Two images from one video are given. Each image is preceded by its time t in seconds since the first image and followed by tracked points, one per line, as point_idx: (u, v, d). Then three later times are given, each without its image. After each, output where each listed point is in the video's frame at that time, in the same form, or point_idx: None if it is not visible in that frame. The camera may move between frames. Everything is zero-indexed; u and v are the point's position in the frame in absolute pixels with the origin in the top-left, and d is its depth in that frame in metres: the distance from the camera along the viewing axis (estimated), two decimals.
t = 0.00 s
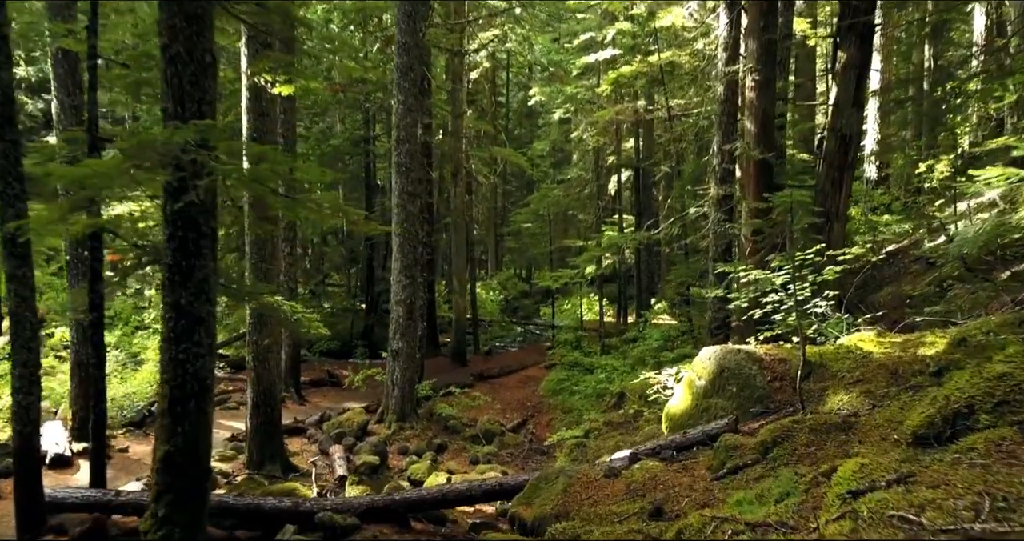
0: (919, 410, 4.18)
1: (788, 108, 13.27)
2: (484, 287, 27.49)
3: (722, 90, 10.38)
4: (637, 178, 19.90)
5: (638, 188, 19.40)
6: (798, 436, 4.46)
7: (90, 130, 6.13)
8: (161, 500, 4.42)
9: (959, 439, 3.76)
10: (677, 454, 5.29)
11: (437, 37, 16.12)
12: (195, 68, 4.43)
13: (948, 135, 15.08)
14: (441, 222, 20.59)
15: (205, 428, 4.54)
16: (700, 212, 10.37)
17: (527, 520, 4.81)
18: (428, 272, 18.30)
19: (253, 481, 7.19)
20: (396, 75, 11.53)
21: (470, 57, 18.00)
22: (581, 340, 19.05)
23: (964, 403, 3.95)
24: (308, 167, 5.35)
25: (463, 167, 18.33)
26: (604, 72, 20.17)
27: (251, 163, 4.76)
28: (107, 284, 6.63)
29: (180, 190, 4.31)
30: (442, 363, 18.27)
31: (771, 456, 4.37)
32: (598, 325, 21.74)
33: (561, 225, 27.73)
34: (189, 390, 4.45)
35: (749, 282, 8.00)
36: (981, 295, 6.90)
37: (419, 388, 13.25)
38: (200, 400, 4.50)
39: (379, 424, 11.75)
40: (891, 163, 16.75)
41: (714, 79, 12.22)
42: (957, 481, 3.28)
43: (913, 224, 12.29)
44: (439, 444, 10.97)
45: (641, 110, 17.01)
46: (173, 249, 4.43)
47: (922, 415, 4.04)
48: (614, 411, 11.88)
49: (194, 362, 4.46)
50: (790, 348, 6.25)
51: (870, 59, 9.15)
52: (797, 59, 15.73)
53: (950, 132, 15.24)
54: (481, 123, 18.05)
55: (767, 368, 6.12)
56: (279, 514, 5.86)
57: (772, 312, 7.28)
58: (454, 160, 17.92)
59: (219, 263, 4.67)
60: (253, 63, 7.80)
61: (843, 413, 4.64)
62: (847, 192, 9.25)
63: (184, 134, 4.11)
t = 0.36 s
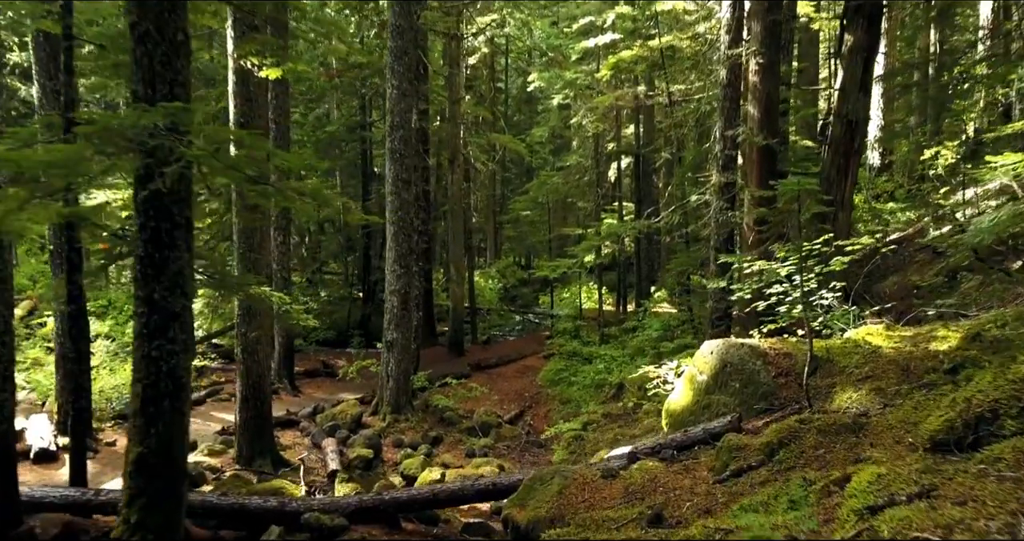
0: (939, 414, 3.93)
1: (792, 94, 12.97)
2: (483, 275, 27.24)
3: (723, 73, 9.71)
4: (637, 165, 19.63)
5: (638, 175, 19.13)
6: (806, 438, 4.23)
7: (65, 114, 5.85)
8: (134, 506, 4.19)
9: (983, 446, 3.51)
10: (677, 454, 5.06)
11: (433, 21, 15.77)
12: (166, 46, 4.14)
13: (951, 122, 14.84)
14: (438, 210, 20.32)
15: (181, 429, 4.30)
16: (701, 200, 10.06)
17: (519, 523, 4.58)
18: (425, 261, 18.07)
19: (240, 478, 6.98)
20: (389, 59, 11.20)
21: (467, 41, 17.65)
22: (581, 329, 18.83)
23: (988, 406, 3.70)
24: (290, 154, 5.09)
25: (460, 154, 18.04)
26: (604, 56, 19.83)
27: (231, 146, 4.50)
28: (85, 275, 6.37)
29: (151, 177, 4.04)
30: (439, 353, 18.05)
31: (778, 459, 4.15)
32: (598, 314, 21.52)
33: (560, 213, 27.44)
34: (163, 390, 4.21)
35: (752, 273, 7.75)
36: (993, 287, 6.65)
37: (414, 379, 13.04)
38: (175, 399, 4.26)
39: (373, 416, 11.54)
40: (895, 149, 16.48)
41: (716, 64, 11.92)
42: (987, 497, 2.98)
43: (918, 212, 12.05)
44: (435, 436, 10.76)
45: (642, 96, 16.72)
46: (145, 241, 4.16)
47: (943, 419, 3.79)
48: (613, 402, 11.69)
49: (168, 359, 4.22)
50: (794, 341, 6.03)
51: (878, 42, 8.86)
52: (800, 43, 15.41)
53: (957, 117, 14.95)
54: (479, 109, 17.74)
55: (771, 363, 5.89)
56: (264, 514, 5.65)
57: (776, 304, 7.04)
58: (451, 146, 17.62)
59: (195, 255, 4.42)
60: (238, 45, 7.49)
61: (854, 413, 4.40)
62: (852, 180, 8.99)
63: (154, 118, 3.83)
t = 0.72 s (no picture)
0: (956, 418, 3.73)
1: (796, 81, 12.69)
2: (481, 265, 27.01)
3: (726, 59, 9.55)
4: (637, 154, 19.37)
5: (638, 164, 18.86)
6: (814, 441, 4.04)
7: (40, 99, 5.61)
8: (107, 513, 3.98)
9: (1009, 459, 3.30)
10: (678, 455, 4.86)
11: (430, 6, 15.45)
12: (137, 27, 3.89)
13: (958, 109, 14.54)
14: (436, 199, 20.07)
15: (157, 432, 4.09)
16: (703, 190, 9.82)
17: (513, 527, 4.37)
18: (422, 251, 17.85)
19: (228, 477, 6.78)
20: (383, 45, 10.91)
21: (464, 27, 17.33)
22: (580, 320, 18.62)
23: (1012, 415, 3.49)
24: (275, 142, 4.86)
25: (458, 143, 17.77)
26: (604, 43, 19.51)
27: (210, 133, 4.27)
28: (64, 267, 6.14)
29: (122, 167, 3.81)
30: (437, 344, 17.85)
31: (785, 464, 3.94)
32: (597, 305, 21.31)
33: (560, 203, 27.17)
34: (137, 391, 3.99)
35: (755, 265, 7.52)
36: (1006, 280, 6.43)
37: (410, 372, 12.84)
38: (150, 401, 4.05)
39: (368, 410, 11.35)
40: (899, 138, 16.20)
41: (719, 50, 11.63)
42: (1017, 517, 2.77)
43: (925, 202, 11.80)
44: (430, 430, 10.57)
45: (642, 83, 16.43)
46: (117, 234, 3.94)
47: (963, 427, 3.57)
48: (612, 395, 11.50)
49: (142, 358, 4.00)
50: (800, 337, 5.82)
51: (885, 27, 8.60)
52: (804, 30, 15.12)
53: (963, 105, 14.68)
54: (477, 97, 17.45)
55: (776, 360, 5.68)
56: (250, 515, 5.43)
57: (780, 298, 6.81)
58: (448, 135, 17.34)
59: (171, 249, 4.19)
60: (225, 29, 7.21)
61: (864, 415, 4.21)
62: (858, 169, 8.75)
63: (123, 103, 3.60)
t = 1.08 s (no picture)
0: (978, 427, 3.51)
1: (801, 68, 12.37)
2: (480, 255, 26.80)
3: (729, 44, 9.25)
4: (637, 142, 19.06)
5: (638, 153, 18.56)
6: (825, 448, 3.81)
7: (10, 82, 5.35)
8: (73, 524, 3.75)
9: None
10: (680, 459, 4.62)
11: None
12: (99, 4, 3.63)
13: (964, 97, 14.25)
14: (433, 188, 19.79)
15: (127, 437, 3.86)
16: (705, 180, 9.56)
17: (505, 535, 4.12)
18: (419, 241, 17.60)
19: (214, 476, 6.56)
20: (376, 29, 10.58)
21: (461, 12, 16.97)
22: (579, 310, 18.40)
23: None
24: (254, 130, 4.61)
25: (454, 131, 17.46)
26: (604, 29, 19.15)
27: (182, 120, 4.01)
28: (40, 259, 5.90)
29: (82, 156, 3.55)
30: (434, 335, 17.63)
31: (793, 472, 3.72)
32: (597, 295, 21.09)
33: (559, 192, 26.87)
34: (105, 395, 3.75)
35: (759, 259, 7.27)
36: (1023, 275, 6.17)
37: (406, 364, 12.61)
38: (119, 404, 3.81)
39: (362, 403, 11.14)
40: (905, 126, 15.88)
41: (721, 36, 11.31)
42: None
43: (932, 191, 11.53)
44: (426, 425, 10.37)
45: (643, 70, 16.10)
46: (82, 227, 3.69)
47: (988, 438, 3.34)
48: (612, 389, 11.27)
49: (110, 359, 3.76)
50: (806, 333, 5.58)
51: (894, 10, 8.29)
52: (809, 15, 14.77)
53: (971, 92, 14.34)
54: (474, 84, 17.13)
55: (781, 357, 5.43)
56: (232, 520, 5.18)
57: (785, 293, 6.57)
58: (444, 123, 17.03)
59: (141, 243, 3.95)
60: (208, 12, 6.91)
61: (877, 420, 3.99)
62: (864, 158, 8.49)
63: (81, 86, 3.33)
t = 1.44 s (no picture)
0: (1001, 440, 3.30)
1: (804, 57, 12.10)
2: (479, 247, 26.57)
3: (733, 31, 8.92)
4: (637, 133, 18.80)
5: (638, 144, 18.30)
6: (836, 458, 3.60)
7: None
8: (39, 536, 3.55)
9: None
10: (680, 465, 4.41)
11: None
12: None
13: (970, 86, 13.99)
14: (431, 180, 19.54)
15: (96, 445, 3.65)
16: (706, 172, 9.30)
17: None
18: (416, 233, 17.37)
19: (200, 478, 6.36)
20: (369, 16, 10.31)
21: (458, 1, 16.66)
22: (578, 303, 18.20)
23: None
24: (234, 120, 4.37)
25: (452, 122, 17.20)
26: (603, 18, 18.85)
27: (151, 107, 3.78)
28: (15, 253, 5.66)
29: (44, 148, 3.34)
30: (432, 329, 17.43)
31: (801, 483, 3.51)
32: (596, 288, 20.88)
33: (558, 184, 26.60)
34: (72, 401, 3.54)
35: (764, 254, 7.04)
36: None
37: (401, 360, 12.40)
38: (87, 412, 3.60)
39: (357, 400, 10.93)
40: (909, 117, 15.62)
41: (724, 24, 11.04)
42: None
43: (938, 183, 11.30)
44: (421, 421, 10.17)
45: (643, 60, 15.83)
46: (46, 224, 3.47)
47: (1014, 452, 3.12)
48: (611, 384, 11.08)
49: (77, 363, 3.54)
50: (813, 332, 5.36)
51: None
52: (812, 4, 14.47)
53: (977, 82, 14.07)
54: (472, 74, 16.86)
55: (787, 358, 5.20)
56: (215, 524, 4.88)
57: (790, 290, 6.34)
58: (441, 113, 16.76)
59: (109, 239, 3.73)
60: None
61: (890, 428, 3.78)
62: (871, 150, 8.24)
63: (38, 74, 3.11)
